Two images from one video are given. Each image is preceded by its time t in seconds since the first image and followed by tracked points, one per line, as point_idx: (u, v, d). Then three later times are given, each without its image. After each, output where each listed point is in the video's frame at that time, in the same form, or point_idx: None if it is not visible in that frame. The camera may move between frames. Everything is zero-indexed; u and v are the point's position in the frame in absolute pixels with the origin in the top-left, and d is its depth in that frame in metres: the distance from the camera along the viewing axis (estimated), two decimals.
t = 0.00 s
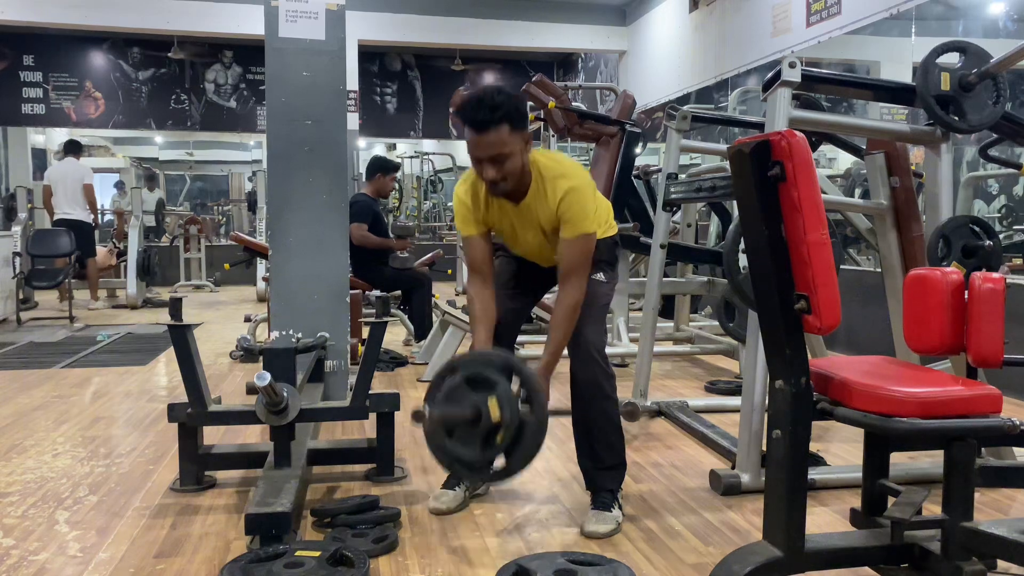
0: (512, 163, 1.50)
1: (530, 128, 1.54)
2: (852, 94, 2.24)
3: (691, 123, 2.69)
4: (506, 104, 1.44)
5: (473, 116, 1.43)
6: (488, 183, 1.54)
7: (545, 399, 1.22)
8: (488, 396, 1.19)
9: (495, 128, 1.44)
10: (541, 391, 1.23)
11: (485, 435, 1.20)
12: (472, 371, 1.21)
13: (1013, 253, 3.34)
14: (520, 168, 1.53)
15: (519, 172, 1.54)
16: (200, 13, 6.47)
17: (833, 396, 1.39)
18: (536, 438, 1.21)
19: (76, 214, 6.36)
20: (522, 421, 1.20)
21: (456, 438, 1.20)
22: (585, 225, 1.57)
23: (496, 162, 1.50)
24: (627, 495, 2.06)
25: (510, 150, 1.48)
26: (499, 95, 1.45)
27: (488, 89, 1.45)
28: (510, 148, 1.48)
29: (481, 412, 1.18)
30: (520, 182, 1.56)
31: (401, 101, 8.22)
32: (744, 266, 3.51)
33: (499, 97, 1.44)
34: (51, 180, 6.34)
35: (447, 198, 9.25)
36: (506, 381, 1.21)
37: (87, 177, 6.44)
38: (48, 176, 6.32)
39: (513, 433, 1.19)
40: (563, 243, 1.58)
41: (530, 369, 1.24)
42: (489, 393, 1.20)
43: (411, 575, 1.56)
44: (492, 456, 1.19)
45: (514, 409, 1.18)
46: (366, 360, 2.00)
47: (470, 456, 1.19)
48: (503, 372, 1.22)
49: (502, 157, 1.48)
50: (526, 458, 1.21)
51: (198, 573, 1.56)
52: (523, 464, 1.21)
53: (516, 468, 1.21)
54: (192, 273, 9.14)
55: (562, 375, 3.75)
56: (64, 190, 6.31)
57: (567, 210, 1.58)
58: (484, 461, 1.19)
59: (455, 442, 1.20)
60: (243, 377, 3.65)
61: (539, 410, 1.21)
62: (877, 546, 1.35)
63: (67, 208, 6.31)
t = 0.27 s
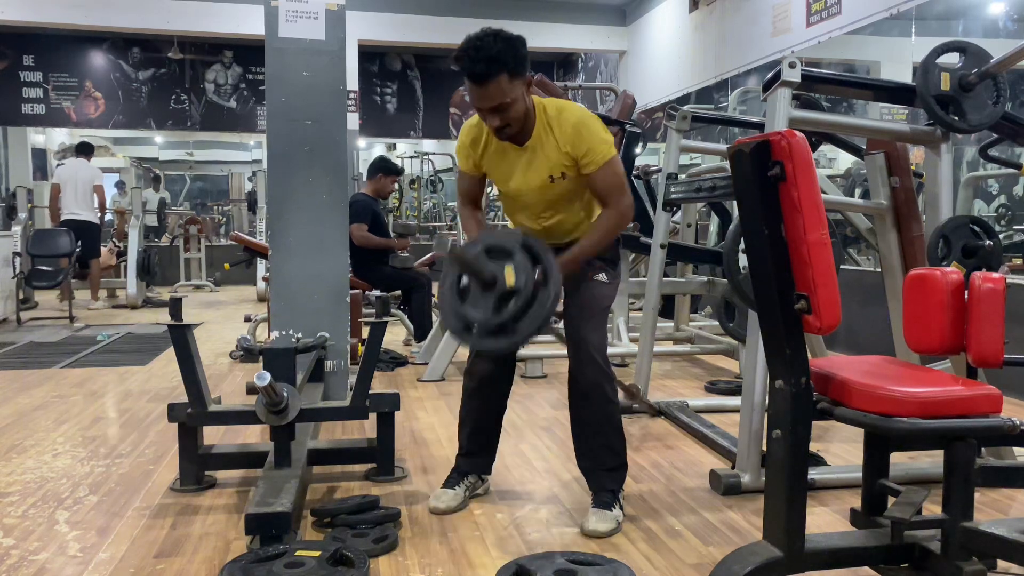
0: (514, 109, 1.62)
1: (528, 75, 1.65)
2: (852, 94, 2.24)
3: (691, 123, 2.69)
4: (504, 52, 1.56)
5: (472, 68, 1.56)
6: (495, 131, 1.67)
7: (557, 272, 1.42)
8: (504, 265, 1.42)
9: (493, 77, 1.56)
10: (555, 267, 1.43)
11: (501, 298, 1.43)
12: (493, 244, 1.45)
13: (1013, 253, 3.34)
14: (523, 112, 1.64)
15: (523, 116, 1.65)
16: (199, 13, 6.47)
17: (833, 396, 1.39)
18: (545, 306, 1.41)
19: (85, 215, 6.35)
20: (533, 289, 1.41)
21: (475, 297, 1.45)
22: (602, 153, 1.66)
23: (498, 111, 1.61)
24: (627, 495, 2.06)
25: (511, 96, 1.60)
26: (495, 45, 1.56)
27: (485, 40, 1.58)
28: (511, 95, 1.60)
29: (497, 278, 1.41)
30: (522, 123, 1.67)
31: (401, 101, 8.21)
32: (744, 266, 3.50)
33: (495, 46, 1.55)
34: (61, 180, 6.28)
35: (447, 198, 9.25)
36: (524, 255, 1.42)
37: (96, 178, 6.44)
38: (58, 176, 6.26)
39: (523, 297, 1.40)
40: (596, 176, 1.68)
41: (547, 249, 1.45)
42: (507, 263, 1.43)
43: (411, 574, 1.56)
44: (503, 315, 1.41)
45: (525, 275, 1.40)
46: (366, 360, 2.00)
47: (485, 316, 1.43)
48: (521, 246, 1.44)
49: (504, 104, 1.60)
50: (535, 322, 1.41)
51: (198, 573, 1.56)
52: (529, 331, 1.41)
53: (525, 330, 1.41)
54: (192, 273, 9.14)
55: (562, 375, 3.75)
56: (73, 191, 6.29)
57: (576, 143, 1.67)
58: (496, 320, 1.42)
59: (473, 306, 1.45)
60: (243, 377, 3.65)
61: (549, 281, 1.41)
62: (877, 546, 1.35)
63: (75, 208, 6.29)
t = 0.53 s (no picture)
0: (509, 116, 1.61)
1: (524, 80, 1.65)
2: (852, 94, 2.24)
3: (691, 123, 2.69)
4: (499, 55, 1.57)
5: (467, 72, 1.57)
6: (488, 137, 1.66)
7: (565, 227, 1.59)
8: (516, 220, 1.59)
9: (488, 81, 1.56)
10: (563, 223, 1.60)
11: (512, 250, 1.59)
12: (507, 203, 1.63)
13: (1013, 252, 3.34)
14: (518, 120, 1.63)
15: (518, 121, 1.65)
16: (199, 13, 6.47)
17: (832, 396, 1.39)
18: (553, 256, 1.57)
19: (88, 216, 6.31)
20: (543, 241, 1.57)
21: (489, 251, 1.60)
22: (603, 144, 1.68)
23: (492, 116, 1.61)
24: (627, 495, 2.06)
25: (506, 102, 1.59)
26: (492, 48, 1.57)
27: (481, 42, 1.59)
28: (506, 99, 1.59)
29: (509, 230, 1.58)
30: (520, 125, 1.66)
31: (401, 101, 8.21)
32: (744, 266, 3.50)
33: (491, 50, 1.57)
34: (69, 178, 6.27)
35: (447, 198, 9.25)
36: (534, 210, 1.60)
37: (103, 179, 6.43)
38: (66, 174, 6.25)
39: (534, 247, 1.57)
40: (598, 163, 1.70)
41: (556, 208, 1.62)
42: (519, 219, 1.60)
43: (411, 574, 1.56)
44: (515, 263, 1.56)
45: (536, 228, 1.57)
46: (366, 360, 2.00)
47: (496, 265, 1.58)
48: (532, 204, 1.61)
49: (499, 111, 1.59)
50: (544, 270, 1.56)
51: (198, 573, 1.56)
52: (539, 280, 1.56)
53: (537, 277, 1.57)
54: (192, 273, 9.13)
55: (562, 375, 3.75)
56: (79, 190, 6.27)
57: (574, 139, 1.68)
58: (509, 268, 1.56)
59: (484, 258, 1.61)
60: (242, 377, 3.65)
61: (559, 234, 1.58)
62: (876, 546, 1.34)
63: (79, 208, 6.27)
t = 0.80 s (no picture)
0: (512, 118, 1.61)
1: (530, 86, 1.66)
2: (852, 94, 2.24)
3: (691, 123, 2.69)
4: (506, 58, 1.57)
5: (473, 71, 1.57)
6: (489, 141, 1.64)
7: (553, 313, 1.33)
8: (499, 307, 1.32)
9: (493, 83, 1.56)
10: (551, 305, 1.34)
11: (495, 341, 1.34)
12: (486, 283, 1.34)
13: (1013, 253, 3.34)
14: (520, 124, 1.63)
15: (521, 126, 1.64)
16: (199, 12, 6.46)
17: (832, 396, 1.39)
18: (543, 348, 1.33)
19: (89, 216, 6.31)
20: (530, 329, 1.32)
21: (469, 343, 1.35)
22: (595, 170, 1.66)
23: (496, 119, 1.60)
24: (627, 495, 2.06)
25: (510, 105, 1.59)
26: (499, 52, 1.58)
27: (489, 45, 1.59)
28: (509, 103, 1.59)
29: (492, 320, 1.32)
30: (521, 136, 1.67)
31: (401, 101, 8.21)
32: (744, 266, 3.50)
33: (498, 53, 1.57)
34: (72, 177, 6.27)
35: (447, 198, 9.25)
36: (519, 294, 1.32)
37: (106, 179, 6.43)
38: (69, 173, 6.25)
39: (520, 340, 1.31)
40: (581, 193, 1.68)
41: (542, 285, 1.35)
42: (501, 303, 1.33)
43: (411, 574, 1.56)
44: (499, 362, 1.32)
45: (522, 318, 1.31)
46: (366, 360, 2.00)
47: (478, 361, 1.34)
48: (517, 284, 1.33)
49: (502, 112, 1.59)
50: (532, 365, 1.33)
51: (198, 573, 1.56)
52: (529, 373, 1.33)
53: (522, 374, 1.34)
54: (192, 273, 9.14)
55: (562, 376, 3.75)
56: (81, 190, 6.27)
57: (570, 158, 1.67)
58: (492, 365, 1.33)
59: (463, 349, 1.35)
60: (242, 377, 3.65)
61: (548, 321, 1.33)
62: (877, 546, 1.35)
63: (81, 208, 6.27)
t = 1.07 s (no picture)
0: (504, 154, 1.51)
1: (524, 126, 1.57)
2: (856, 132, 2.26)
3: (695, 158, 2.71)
4: (501, 94, 1.48)
5: (466, 106, 1.47)
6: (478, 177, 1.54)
7: (539, 423, 1.31)
8: (484, 418, 1.30)
9: (485, 118, 1.47)
10: (538, 414, 1.31)
11: (481, 454, 1.31)
12: (471, 392, 1.31)
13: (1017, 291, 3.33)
14: (511, 163, 1.53)
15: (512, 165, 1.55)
16: (210, 43, 6.58)
17: (836, 433, 1.38)
18: (529, 462, 1.30)
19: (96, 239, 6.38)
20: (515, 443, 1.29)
21: (454, 457, 1.31)
22: (575, 234, 1.57)
23: (488, 154, 1.50)
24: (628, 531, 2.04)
25: (502, 140, 1.49)
26: (493, 87, 1.49)
27: (484, 81, 1.50)
28: (502, 138, 1.50)
29: (476, 432, 1.29)
30: (513, 175, 1.56)
31: (408, 132, 8.31)
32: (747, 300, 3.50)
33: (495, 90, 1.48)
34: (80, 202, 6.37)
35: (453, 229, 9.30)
36: (504, 405, 1.30)
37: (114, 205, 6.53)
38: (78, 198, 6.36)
39: (506, 453, 1.29)
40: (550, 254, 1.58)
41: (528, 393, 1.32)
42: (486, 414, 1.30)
43: None
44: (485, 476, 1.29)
45: (508, 431, 1.28)
46: (368, 389, 2.00)
47: (463, 474, 1.31)
48: (502, 393, 1.31)
49: (494, 149, 1.49)
50: (518, 478, 1.30)
51: None
52: (516, 485, 1.31)
53: (509, 488, 1.31)
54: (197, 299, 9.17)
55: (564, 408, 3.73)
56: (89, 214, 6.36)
57: (557, 215, 1.59)
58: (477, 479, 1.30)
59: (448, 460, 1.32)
60: (244, 404, 3.64)
61: (535, 433, 1.30)
62: None
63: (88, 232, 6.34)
